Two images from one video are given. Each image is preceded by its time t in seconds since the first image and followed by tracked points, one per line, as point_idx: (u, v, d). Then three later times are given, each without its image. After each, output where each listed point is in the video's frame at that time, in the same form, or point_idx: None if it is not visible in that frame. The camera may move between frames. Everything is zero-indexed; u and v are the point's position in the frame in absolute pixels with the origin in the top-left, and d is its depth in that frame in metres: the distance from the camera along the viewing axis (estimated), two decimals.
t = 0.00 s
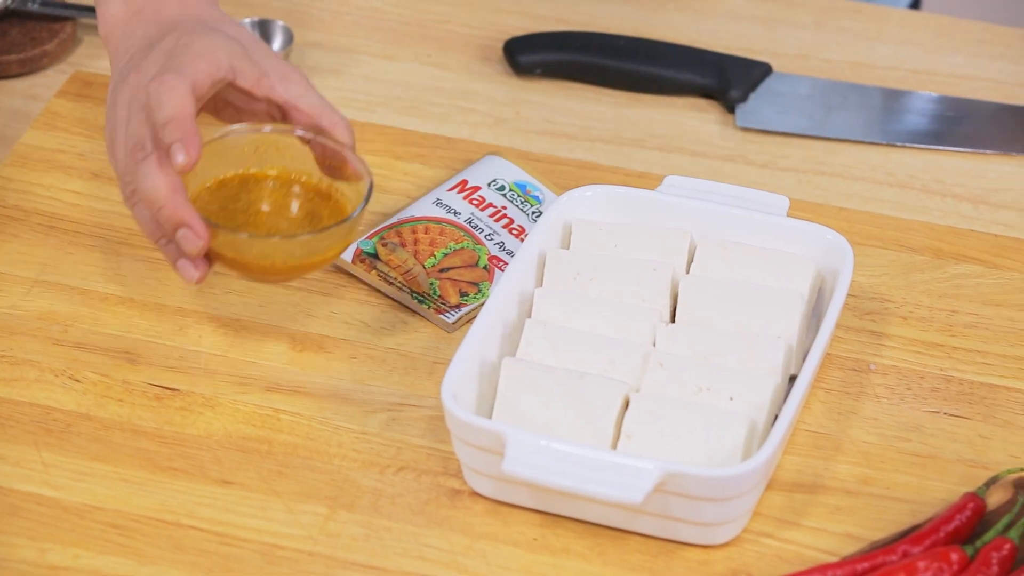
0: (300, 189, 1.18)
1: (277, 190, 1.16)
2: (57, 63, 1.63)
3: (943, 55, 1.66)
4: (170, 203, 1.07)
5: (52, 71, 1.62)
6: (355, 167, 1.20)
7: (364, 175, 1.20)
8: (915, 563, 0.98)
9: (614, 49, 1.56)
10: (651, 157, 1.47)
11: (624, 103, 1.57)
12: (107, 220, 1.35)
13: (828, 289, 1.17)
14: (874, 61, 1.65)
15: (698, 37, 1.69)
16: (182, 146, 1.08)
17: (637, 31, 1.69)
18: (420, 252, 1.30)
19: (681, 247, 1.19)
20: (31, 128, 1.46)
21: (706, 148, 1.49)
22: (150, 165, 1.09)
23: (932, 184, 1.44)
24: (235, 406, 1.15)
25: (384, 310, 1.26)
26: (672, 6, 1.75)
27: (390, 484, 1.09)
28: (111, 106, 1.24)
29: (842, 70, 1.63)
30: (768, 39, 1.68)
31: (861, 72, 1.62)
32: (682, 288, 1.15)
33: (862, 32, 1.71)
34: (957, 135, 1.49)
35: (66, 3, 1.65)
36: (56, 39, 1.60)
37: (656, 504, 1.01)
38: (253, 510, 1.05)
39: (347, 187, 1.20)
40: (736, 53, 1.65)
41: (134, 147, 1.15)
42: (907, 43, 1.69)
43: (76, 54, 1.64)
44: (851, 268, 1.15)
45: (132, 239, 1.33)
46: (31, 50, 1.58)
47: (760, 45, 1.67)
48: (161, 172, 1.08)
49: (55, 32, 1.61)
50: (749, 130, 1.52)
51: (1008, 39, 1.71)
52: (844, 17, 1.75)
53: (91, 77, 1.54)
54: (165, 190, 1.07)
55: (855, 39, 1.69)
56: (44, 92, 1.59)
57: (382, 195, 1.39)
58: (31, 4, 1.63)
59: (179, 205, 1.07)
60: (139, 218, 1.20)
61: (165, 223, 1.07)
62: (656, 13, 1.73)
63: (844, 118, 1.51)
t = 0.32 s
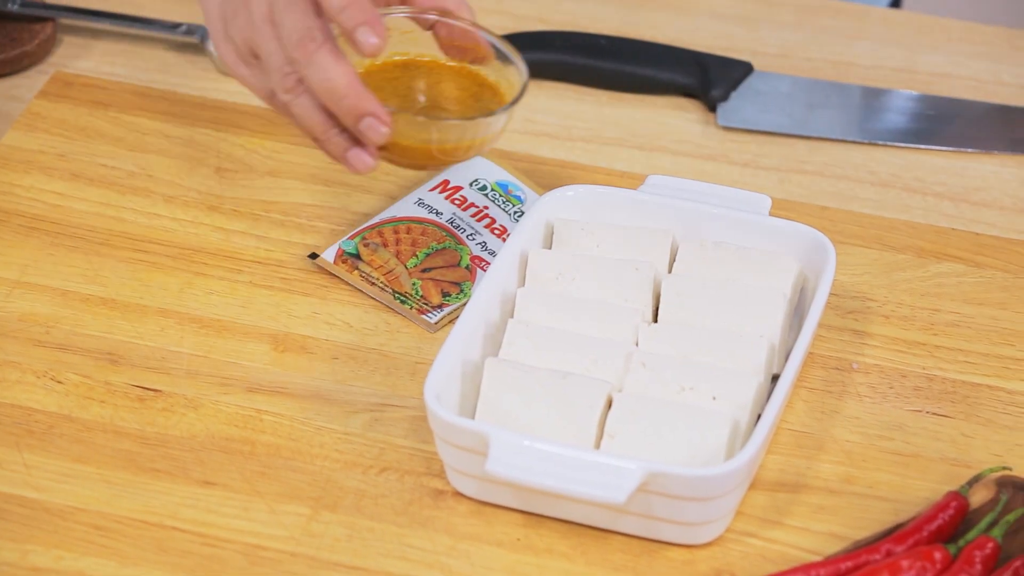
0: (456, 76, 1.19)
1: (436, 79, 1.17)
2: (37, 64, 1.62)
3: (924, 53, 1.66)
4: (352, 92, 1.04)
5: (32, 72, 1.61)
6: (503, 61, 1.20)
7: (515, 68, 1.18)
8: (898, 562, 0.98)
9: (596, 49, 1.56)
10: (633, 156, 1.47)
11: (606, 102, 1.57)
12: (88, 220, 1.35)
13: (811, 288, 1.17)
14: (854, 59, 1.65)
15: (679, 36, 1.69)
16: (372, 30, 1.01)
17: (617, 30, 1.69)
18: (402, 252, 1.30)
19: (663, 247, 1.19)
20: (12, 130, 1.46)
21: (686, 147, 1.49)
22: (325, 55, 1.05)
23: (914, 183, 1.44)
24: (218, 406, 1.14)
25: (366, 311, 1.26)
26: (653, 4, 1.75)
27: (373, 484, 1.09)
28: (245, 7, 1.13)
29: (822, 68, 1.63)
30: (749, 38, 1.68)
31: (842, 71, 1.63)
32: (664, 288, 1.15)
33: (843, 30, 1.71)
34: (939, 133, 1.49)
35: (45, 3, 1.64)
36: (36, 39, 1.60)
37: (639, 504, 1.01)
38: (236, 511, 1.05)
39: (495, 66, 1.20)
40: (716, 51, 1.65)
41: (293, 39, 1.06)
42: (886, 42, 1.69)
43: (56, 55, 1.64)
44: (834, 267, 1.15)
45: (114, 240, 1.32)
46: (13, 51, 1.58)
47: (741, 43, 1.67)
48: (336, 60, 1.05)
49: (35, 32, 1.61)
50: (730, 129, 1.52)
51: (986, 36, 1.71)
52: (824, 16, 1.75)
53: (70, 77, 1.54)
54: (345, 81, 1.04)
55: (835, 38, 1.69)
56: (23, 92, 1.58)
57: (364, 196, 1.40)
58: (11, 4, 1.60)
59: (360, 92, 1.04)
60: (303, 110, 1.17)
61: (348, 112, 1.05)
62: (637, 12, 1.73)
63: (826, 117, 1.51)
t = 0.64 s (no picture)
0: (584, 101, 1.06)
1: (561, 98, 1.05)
2: (12, 66, 1.61)
3: (900, 52, 1.68)
4: (517, 127, 0.93)
5: (7, 74, 1.60)
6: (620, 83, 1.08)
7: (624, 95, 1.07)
8: (877, 561, 0.97)
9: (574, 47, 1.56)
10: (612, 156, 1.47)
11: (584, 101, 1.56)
12: (65, 222, 1.34)
13: (788, 287, 1.17)
14: (830, 58, 1.65)
15: (655, 33, 1.69)
16: (546, 73, 0.91)
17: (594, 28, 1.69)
18: (379, 253, 1.31)
19: (640, 246, 1.19)
20: None
21: (665, 145, 1.49)
22: (487, 89, 0.93)
23: (890, 181, 1.45)
24: (195, 408, 1.14)
25: (344, 312, 1.26)
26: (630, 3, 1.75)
27: (352, 486, 1.08)
28: (387, 44, 1.03)
29: (799, 67, 1.63)
30: (726, 36, 1.69)
31: (819, 69, 1.63)
32: (642, 287, 1.15)
33: (819, 29, 1.72)
34: (915, 132, 1.50)
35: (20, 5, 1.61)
36: (11, 41, 1.58)
37: (618, 504, 1.00)
38: (214, 513, 1.05)
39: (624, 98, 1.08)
40: (693, 50, 1.65)
41: (449, 74, 0.95)
42: (861, 40, 1.70)
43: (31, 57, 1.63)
44: (810, 266, 1.15)
45: (91, 242, 1.32)
46: None
47: (717, 41, 1.68)
48: (498, 94, 0.94)
49: (9, 34, 1.59)
50: (706, 127, 1.51)
51: (962, 35, 1.72)
52: (801, 14, 1.75)
53: (47, 79, 1.55)
54: (509, 118, 0.93)
55: (811, 36, 1.70)
56: None
57: (341, 197, 1.41)
58: None
59: (525, 126, 0.93)
60: (451, 150, 1.01)
61: (510, 148, 0.94)
62: (614, 11, 1.73)
63: (802, 116, 1.51)
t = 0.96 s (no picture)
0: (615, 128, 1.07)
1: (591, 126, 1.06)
2: None
3: (883, 50, 1.68)
4: (564, 155, 0.94)
5: None
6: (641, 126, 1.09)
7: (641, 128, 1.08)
8: (861, 561, 0.97)
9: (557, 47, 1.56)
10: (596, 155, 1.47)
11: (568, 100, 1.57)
12: (48, 223, 1.34)
13: (772, 287, 1.17)
14: (813, 56, 1.66)
15: (637, 32, 1.69)
16: (601, 106, 0.93)
17: (578, 27, 1.70)
18: (363, 252, 1.31)
19: (624, 247, 1.19)
20: None
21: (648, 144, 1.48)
22: (539, 114, 0.94)
23: (874, 180, 1.45)
24: (179, 408, 1.14)
25: (328, 311, 1.26)
26: (614, 3, 1.75)
27: (336, 485, 1.08)
28: (433, 56, 1.02)
29: (783, 66, 1.63)
30: (709, 36, 1.69)
31: (802, 67, 1.63)
32: (626, 287, 1.15)
33: (802, 27, 1.72)
34: (897, 130, 1.50)
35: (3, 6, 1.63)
36: None
37: (603, 503, 1.00)
38: (198, 513, 1.04)
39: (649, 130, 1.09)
40: (677, 49, 1.65)
41: (500, 96, 0.95)
42: (845, 38, 1.70)
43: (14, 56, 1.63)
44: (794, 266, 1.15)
45: (74, 241, 1.32)
46: None
47: (700, 40, 1.68)
48: (548, 120, 0.94)
49: None
50: (690, 126, 1.51)
51: (945, 33, 1.73)
52: (784, 13, 1.76)
53: (29, 79, 1.55)
54: (556, 143, 0.94)
55: (794, 34, 1.70)
56: None
57: (324, 196, 1.41)
58: None
59: (571, 156, 0.95)
60: (487, 168, 1.00)
61: (552, 175, 0.95)
62: (598, 11, 1.73)
63: (785, 114, 1.51)
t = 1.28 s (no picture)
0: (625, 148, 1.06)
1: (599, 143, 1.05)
2: None
3: (871, 48, 1.69)
4: (578, 170, 0.94)
5: None
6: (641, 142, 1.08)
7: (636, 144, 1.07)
8: (850, 559, 0.96)
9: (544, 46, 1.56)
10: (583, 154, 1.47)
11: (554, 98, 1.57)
12: (35, 222, 1.34)
13: (760, 285, 1.17)
14: (801, 54, 1.66)
15: (625, 30, 1.69)
16: (620, 126, 0.93)
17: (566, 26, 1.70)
18: (351, 251, 1.31)
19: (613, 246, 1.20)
20: None
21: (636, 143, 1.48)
22: (559, 127, 0.93)
23: (862, 177, 1.45)
24: (167, 408, 1.13)
25: (316, 310, 1.25)
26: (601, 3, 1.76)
27: (325, 484, 1.07)
28: (452, 60, 1.00)
29: (770, 63, 1.64)
30: (697, 34, 1.69)
31: (790, 65, 1.64)
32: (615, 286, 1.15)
33: (790, 25, 1.73)
34: (885, 127, 1.50)
35: None
36: None
37: (591, 502, 0.99)
38: (186, 512, 1.04)
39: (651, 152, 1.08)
40: (666, 47, 1.66)
41: (521, 106, 0.94)
42: (833, 37, 1.71)
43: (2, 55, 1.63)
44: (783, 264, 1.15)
45: (61, 240, 1.32)
46: None
47: (688, 39, 1.68)
48: (568, 135, 0.93)
49: None
50: (678, 124, 1.51)
51: (932, 31, 1.74)
52: (771, 12, 1.77)
53: (17, 78, 1.55)
54: (574, 158, 0.93)
55: (782, 33, 1.71)
56: None
57: (312, 195, 1.41)
58: None
59: (585, 171, 0.94)
60: (499, 176, 0.98)
61: (565, 189, 0.94)
62: (587, 10, 1.74)
63: (774, 112, 1.51)
